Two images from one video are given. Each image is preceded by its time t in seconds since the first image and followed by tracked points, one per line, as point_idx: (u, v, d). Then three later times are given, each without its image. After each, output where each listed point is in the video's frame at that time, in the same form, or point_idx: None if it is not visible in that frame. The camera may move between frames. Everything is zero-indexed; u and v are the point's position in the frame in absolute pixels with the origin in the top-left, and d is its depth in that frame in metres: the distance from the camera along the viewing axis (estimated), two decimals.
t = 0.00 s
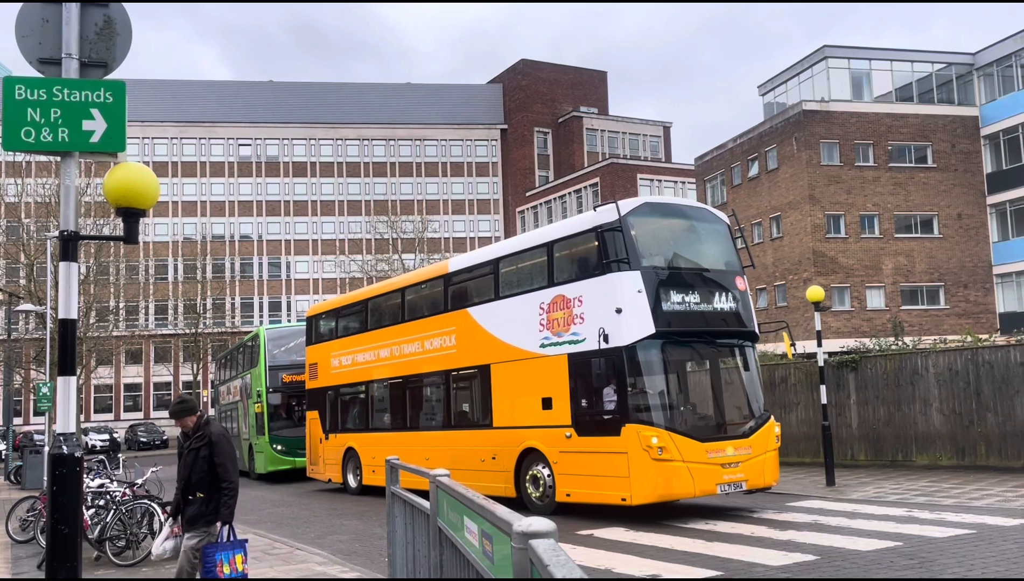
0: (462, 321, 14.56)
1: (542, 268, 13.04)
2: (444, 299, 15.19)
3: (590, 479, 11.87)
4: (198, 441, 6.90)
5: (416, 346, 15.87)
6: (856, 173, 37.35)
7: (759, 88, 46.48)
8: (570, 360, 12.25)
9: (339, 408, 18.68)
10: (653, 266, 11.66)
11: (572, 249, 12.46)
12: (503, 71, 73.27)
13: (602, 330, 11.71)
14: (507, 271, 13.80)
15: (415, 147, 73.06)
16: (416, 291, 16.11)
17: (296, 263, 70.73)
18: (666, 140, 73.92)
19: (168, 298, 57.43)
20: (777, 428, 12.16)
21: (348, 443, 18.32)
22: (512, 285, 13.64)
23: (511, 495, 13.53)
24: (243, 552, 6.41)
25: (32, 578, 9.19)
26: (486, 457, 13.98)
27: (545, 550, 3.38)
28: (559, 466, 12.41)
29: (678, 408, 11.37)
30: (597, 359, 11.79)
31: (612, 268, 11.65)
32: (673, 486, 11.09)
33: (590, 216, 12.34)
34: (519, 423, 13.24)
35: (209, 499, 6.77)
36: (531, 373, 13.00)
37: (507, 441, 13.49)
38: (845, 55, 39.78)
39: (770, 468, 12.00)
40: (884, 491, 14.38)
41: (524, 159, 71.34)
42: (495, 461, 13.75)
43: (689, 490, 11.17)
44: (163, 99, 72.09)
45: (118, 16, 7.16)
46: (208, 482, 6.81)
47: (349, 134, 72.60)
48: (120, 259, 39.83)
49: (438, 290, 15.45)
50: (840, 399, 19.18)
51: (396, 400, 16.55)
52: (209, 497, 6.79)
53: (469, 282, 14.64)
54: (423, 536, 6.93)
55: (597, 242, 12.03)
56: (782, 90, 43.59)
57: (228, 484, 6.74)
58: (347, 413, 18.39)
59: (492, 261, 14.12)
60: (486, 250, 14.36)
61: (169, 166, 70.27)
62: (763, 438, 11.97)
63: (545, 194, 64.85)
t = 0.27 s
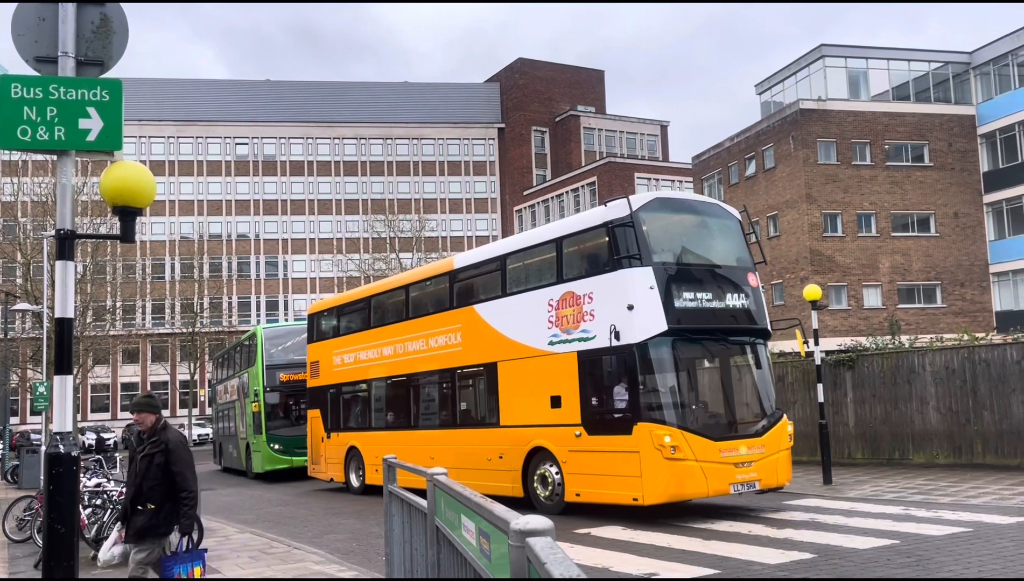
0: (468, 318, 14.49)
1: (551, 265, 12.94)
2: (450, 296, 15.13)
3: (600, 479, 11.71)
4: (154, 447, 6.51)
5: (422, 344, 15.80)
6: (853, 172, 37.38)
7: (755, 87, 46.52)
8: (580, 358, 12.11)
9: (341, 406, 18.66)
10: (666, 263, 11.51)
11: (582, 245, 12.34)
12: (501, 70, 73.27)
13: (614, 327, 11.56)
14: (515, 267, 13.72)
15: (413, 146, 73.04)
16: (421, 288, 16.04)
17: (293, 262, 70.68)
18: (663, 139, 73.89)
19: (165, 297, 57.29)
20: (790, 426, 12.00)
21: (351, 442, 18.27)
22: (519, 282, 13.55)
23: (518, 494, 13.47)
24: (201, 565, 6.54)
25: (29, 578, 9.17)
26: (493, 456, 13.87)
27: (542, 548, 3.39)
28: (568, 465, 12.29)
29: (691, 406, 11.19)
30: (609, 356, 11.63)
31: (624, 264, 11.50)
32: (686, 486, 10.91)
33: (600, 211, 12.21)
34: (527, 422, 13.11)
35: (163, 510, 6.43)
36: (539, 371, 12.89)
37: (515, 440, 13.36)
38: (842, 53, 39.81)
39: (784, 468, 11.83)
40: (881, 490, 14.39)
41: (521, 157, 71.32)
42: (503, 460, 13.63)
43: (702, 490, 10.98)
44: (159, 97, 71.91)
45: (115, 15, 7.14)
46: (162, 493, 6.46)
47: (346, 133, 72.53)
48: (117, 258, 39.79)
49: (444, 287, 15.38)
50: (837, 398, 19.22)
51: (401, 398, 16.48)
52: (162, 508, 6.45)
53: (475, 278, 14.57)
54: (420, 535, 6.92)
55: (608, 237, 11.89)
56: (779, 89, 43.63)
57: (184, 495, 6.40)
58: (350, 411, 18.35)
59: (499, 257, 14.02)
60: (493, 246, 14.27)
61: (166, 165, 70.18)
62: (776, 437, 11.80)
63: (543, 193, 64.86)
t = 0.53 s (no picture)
0: (474, 315, 14.42)
1: (559, 261, 12.86)
2: (456, 293, 15.06)
3: (610, 478, 11.58)
4: (112, 442, 6.62)
5: (426, 342, 15.73)
6: (850, 171, 37.41)
7: (753, 86, 46.57)
8: (589, 355, 12.02)
9: (344, 405, 18.61)
10: (677, 258, 11.40)
11: (591, 241, 12.27)
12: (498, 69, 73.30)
13: (625, 323, 11.47)
14: (522, 264, 13.65)
15: (410, 145, 73.07)
16: (426, 285, 15.98)
17: (291, 261, 70.71)
18: (660, 138, 73.91)
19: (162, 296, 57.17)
20: (802, 425, 11.90)
21: (354, 441, 18.20)
22: (527, 278, 13.49)
23: (525, 494, 13.34)
24: (157, 565, 6.43)
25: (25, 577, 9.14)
26: (500, 455, 13.75)
27: (540, 546, 3.39)
28: (577, 464, 12.16)
29: (702, 404, 11.07)
30: (620, 353, 11.52)
31: (634, 259, 11.43)
32: (698, 486, 10.79)
33: (610, 206, 12.13)
34: (534, 420, 13.00)
35: (123, 508, 6.52)
36: (547, 368, 12.78)
37: (523, 439, 13.26)
38: (839, 53, 39.77)
39: (796, 467, 11.73)
40: (878, 488, 14.42)
41: (519, 156, 71.32)
42: (509, 459, 13.53)
43: (715, 490, 10.86)
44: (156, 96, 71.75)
45: (112, 13, 7.13)
46: (121, 491, 6.54)
47: (344, 132, 72.50)
48: (114, 257, 39.74)
49: (449, 284, 15.32)
50: (834, 396, 19.27)
51: (405, 396, 16.42)
52: (123, 506, 6.53)
53: (481, 275, 14.51)
54: (417, 533, 6.93)
55: (618, 232, 11.81)
56: (776, 88, 43.67)
57: (141, 490, 6.49)
58: (353, 410, 18.30)
59: (506, 253, 13.96)
60: (499, 242, 14.21)
61: (163, 164, 70.08)
62: (789, 436, 11.69)
63: (540, 192, 64.91)
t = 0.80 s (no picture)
0: (479, 312, 14.29)
1: (567, 258, 12.73)
2: (461, 290, 14.92)
3: (621, 477, 11.49)
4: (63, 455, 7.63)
5: (430, 340, 15.59)
6: (847, 170, 37.45)
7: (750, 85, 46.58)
8: (598, 352, 11.91)
9: (346, 404, 18.52)
10: (689, 254, 11.29)
11: (601, 237, 12.15)
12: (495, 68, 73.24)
13: (636, 321, 11.36)
14: (529, 260, 13.52)
15: (407, 144, 73.04)
16: (429, 282, 15.83)
17: (288, 260, 70.67)
18: (658, 137, 73.83)
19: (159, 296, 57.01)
20: (814, 424, 11.79)
21: (357, 440, 18.08)
22: (534, 275, 13.37)
23: (533, 493, 13.25)
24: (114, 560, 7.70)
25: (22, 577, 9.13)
26: (507, 454, 13.66)
27: (536, 545, 3.40)
28: (586, 464, 12.07)
29: (714, 402, 10.96)
30: (631, 351, 11.40)
31: (645, 256, 11.32)
32: (711, 486, 10.70)
33: (620, 202, 12.01)
34: (542, 419, 12.90)
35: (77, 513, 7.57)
36: (555, 367, 12.66)
37: (531, 438, 13.15)
38: (836, 52, 39.75)
39: (808, 466, 11.64)
40: (874, 486, 14.45)
41: (516, 156, 71.27)
42: (517, 458, 13.44)
43: (728, 489, 10.80)
44: (153, 95, 71.57)
45: (108, 13, 7.12)
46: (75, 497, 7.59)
47: (341, 132, 72.38)
48: (111, 256, 39.69)
49: (453, 281, 15.19)
50: (831, 395, 19.31)
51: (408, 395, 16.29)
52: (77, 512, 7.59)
53: (487, 272, 14.38)
54: (415, 532, 6.94)
55: (628, 229, 11.70)
56: (774, 87, 43.69)
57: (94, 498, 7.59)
58: (355, 409, 18.20)
59: (513, 250, 13.83)
60: (506, 239, 14.08)
61: (160, 164, 69.96)
62: (801, 434, 11.60)
63: (538, 191, 64.89)
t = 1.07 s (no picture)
0: (485, 310, 14.13)
1: (576, 255, 12.59)
2: (466, 288, 14.75)
3: (632, 477, 11.29)
4: None
5: (434, 339, 15.41)
6: (844, 170, 37.47)
7: (747, 85, 46.60)
8: (609, 350, 11.74)
9: (349, 404, 18.35)
10: (701, 250, 11.13)
11: (611, 233, 11.99)
12: (493, 68, 73.20)
13: (647, 318, 11.17)
14: (537, 258, 13.36)
15: (405, 144, 73.03)
16: (433, 280, 15.65)
17: (285, 260, 70.59)
18: (655, 137, 73.81)
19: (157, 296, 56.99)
20: (828, 422, 11.59)
21: (360, 440, 17.90)
22: (542, 272, 13.21)
23: (541, 494, 13.05)
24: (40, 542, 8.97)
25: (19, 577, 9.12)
26: (514, 454, 13.48)
27: (534, 545, 3.40)
28: (596, 463, 11.88)
29: (727, 401, 10.77)
30: (642, 349, 11.22)
31: (657, 252, 11.16)
32: (725, 486, 10.49)
33: (631, 197, 11.84)
34: (550, 418, 12.72)
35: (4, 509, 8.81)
36: (564, 365, 12.49)
37: (539, 437, 12.96)
38: (833, 52, 39.78)
39: (823, 466, 11.43)
40: (871, 486, 14.45)
41: (514, 156, 71.29)
42: (525, 458, 13.24)
43: (743, 489, 10.60)
44: (150, 95, 71.45)
45: (106, 13, 7.13)
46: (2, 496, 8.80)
47: (339, 131, 72.38)
48: (108, 256, 39.67)
49: (459, 279, 15.01)
50: (829, 394, 19.38)
51: (412, 394, 16.12)
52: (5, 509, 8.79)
53: (493, 270, 14.22)
54: (413, 533, 6.94)
55: (639, 224, 11.53)
56: (771, 87, 43.73)
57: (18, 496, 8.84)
58: (358, 408, 18.03)
59: (520, 247, 13.67)
60: (513, 236, 13.91)
61: (157, 164, 69.92)
62: (816, 433, 11.40)
63: (535, 191, 64.90)
